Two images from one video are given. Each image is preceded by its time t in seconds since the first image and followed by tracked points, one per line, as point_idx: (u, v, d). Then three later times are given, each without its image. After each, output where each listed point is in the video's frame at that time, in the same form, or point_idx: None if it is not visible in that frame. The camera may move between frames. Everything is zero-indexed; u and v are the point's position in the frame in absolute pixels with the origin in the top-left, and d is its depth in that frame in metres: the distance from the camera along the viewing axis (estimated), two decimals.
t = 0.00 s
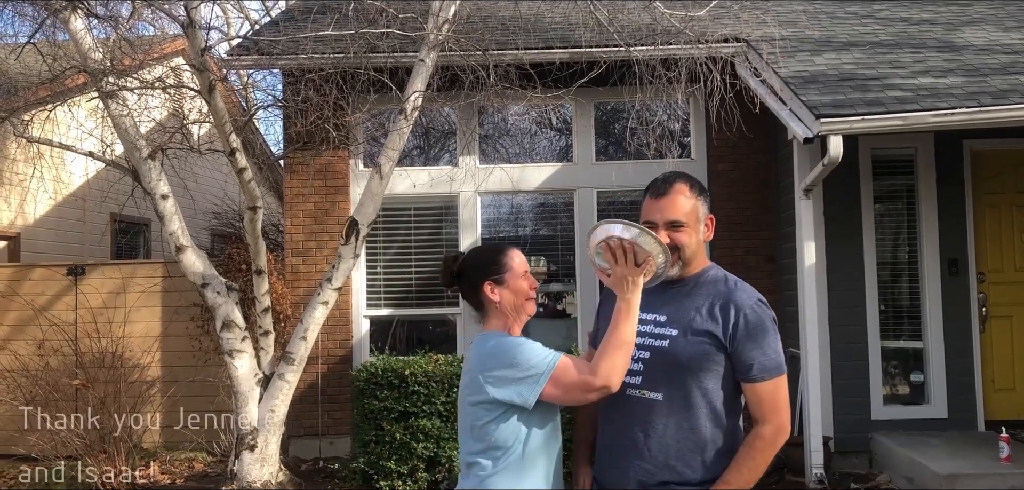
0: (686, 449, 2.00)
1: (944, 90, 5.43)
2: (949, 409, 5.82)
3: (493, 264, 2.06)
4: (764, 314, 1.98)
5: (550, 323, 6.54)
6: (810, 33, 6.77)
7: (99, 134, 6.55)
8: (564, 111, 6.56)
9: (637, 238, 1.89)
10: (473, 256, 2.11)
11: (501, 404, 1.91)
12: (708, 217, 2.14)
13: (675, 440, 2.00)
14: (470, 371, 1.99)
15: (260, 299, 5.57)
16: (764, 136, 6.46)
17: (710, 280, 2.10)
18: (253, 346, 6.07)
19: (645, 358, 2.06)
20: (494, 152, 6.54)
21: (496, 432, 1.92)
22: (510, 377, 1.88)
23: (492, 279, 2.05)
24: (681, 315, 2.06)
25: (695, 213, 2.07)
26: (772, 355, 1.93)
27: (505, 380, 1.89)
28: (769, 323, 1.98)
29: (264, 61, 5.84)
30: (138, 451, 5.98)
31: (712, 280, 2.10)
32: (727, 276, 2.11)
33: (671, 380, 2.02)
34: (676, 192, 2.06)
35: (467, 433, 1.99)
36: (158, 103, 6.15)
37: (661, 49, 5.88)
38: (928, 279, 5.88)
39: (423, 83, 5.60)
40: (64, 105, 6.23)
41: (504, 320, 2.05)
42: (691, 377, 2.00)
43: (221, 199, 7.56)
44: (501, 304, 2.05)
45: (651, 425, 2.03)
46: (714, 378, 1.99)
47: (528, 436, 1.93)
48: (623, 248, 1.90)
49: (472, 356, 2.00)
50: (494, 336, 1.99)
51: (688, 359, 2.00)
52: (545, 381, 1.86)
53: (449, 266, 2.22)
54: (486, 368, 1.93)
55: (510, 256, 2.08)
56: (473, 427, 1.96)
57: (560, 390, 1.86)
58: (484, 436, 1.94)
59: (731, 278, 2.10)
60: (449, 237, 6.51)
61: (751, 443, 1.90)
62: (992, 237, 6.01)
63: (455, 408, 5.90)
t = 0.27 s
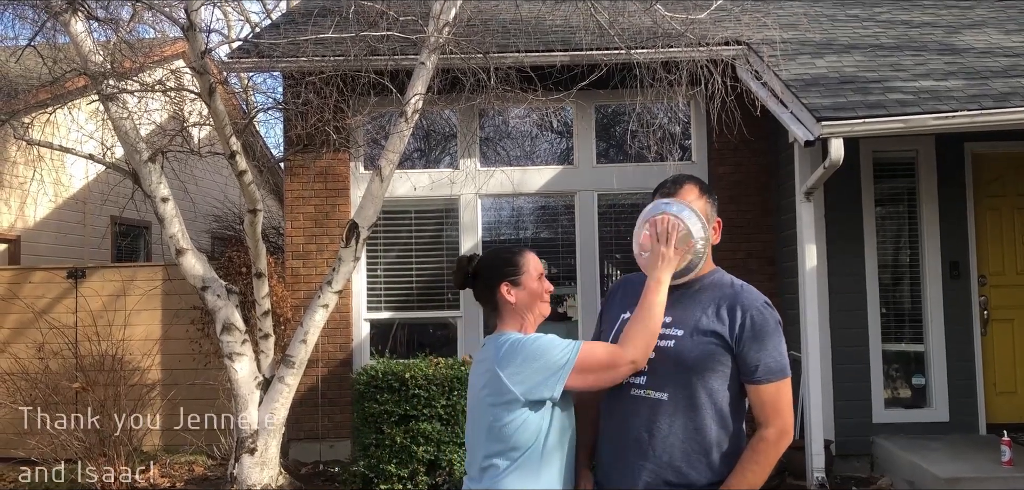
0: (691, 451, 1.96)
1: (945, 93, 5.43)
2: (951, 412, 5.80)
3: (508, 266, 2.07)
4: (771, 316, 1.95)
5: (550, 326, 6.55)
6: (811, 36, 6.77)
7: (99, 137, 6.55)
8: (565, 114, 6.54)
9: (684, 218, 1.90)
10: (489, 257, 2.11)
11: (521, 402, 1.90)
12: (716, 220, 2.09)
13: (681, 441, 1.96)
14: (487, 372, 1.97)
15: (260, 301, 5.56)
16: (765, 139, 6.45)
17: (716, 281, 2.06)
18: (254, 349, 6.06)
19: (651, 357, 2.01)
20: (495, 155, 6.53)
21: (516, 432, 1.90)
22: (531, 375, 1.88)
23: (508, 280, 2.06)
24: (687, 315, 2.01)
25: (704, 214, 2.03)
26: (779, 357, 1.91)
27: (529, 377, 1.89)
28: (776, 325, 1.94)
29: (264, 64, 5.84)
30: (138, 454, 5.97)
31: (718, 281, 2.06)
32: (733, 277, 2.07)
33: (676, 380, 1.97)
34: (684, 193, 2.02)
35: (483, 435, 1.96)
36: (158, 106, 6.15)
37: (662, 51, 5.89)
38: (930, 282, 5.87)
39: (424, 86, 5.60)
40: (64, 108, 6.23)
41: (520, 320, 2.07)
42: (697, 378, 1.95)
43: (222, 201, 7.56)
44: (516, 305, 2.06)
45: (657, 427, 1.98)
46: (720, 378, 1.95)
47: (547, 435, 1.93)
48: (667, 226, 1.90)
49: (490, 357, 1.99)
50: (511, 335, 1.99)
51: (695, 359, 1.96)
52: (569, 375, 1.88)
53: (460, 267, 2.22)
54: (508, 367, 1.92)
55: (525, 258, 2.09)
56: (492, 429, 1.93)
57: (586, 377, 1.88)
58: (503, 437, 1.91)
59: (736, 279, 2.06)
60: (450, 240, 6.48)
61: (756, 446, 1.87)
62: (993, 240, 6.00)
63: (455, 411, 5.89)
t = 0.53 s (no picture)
0: (699, 467, 1.93)
1: (947, 100, 5.44)
2: (952, 419, 5.80)
3: (523, 270, 2.09)
4: (767, 323, 1.91)
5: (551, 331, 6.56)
6: (813, 42, 6.78)
7: (102, 141, 6.57)
8: (567, 119, 6.56)
9: (675, 219, 1.85)
10: (504, 262, 2.14)
11: (534, 409, 1.92)
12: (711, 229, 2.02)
13: (687, 457, 1.93)
14: (500, 377, 1.99)
15: (262, 306, 5.58)
16: (767, 145, 6.46)
17: (708, 292, 2.01)
18: (256, 353, 6.07)
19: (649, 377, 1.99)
20: (497, 160, 6.53)
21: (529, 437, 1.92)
22: (543, 381, 1.90)
23: (522, 285, 2.08)
24: (682, 333, 1.98)
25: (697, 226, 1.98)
26: (779, 366, 1.86)
27: (541, 384, 1.90)
28: (773, 334, 1.90)
29: (267, 69, 5.85)
30: (140, 457, 5.98)
31: (711, 291, 2.01)
32: (727, 285, 2.01)
33: (676, 398, 1.95)
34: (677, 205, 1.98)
35: (496, 441, 1.98)
36: (161, 110, 6.17)
37: (664, 57, 5.90)
38: (931, 288, 5.87)
39: (426, 91, 5.61)
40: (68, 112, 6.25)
41: (532, 324, 2.08)
42: (696, 396, 1.93)
43: (224, 205, 7.57)
44: (529, 309, 2.08)
45: (660, 445, 1.96)
46: (721, 393, 1.92)
47: (560, 441, 1.95)
48: (658, 228, 1.85)
49: (502, 362, 2.01)
50: (524, 340, 2.01)
51: (692, 378, 1.93)
52: (580, 382, 1.88)
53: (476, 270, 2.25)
54: (522, 373, 1.93)
55: (540, 264, 2.11)
56: (505, 434, 1.95)
57: (594, 384, 1.87)
58: (516, 443, 1.93)
59: (731, 285, 2.01)
60: (452, 244, 6.49)
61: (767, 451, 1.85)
62: (995, 246, 6.00)
63: (456, 415, 5.87)
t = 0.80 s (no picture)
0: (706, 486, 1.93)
1: (951, 107, 5.43)
2: (955, 427, 5.78)
3: (525, 277, 2.08)
4: (775, 344, 1.90)
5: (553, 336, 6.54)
6: (816, 48, 6.77)
7: (106, 143, 6.58)
8: (569, 123, 6.57)
9: (682, 233, 1.78)
10: (510, 267, 2.14)
11: (529, 419, 1.92)
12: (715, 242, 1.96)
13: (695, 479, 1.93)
14: (497, 387, 2.00)
15: (264, 309, 5.57)
16: (770, 150, 6.45)
17: (712, 310, 1.97)
18: (257, 356, 6.06)
19: (656, 400, 1.97)
20: (500, 165, 6.53)
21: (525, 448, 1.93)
22: (535, 393, 1.88)
23: (523, 291, 2.07)
24: (688, 353, 1.95)
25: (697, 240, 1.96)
26: (787, 385, 1.87)
27: (532, 394, 1.89)
28: (780, 353, 1.90)
29: (271, 72, 5.84)
30: (141, 460, 5.96)
31: (715, 309, 1.98)
32: (730, 302, 1.99)
33: (684, 421, 1.94)
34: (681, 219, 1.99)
35: (495, 450, 1.99)
36: (165, 113, 6.18)
37: (668, 63, 5.88)
38: (934, 295, 5.85)
39: (430, 95, 5.62)
40: (72, 114, 6.26)
41: (531, 333, 2.05)
42: (704, 417, 1.92)
43: (226, 208, 7.57)
44: (528, 317, 2.06)
45: (668, 469, 1.95)
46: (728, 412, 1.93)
47: (557, 453, 1.93)
48: (664, 242, 1.78)
49: (499, 371, 2.01)
50: (521, 348, 2.00)
51: (701, 400, 1.92)
52: (569, 394, 1.84)
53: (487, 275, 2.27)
54: (513, 383, 1.94)
55: (542, 270, 2.09)
56: (502, 443, 1.96)
57: (585, 398, 1.83)
58: (512, 453, 1.94)
59: (734, 303, 1.98)
60: (454, 248, 6.49)
61: (773, 468, 1.87)
62: (998, 253, 5.98)
63: (458, 420, 5.86)
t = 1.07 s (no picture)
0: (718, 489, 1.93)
1: (952, 106, 5.41)
2: (955, 427, 5.77)
3: (516, 280, 2.05)
4: (785, 347, 1.91)
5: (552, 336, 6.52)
6: (817, 47, 6.75)
7: (103, 140, 6.54)
8: (569, 122, 6.54)
9: (690, 242, 1.72)
10: (502, 267, 2.12)
11: (524, 424, 1.90)
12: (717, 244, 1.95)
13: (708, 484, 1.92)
14: (489, 391, 1.98)
15: (262, 307, 5.54)
16: (770, 149, 6.43)
17: (719, 314, 1.94)
18: (255, 355, 6.04)
19: (667, 407, 1.94)
20: (500, 163, 6.51)
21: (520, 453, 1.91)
22: (530, 397, 1.87)
23: (514, 294, 2.05)
24: (698, 360, 1.93)
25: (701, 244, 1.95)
26: (798, 385, 1.89)
27: (527, 398, 1.88)
28: (790, 354, 1.91)
29: (270, 69, 5.80)
30: (138, 459, 5.93)
31: (722, 312, 1.94)
32: (737, 305, 1.96)
33: (696, 429, 1.93)
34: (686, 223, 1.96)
35: (489, 455, 1.98)
36: (163, 110, 6.15)
37: (669, 61, 5.87)
38: (934, 295, 5.84)
39: (429, 93, 5.59)
40: (69, 111, 6.22)
41: (524, 336, 2.04)
42: (716, 422, 1.92)
43: (224, 206, 7.54)
44: (520, 320, 2.04)
45: (681, 476, 1.93)
46: (739, 416, 1.93)
47: (552, 459, 1.91)
48: (673, 252, 1.72)
49: (492, 375, 1.99)
50: (516, 352, 1.98)
51: (713, 406, 1.91)
52: (566, 398, 1.83)
53: (477, 274, 2.25)
54: (507, 388, 1.92)
55: (534, 272, 2.07)
56: (497, 448, 1.95)
57: (582, 403, 1.82)
58: (507, 458, 1.93)
59: (740, 306, 1.97)
60: (453, 247, 6.46)
61: (784, 464, 1.89)
62: (999, 253, 5.97)
63: (457, 420, 5.84)
